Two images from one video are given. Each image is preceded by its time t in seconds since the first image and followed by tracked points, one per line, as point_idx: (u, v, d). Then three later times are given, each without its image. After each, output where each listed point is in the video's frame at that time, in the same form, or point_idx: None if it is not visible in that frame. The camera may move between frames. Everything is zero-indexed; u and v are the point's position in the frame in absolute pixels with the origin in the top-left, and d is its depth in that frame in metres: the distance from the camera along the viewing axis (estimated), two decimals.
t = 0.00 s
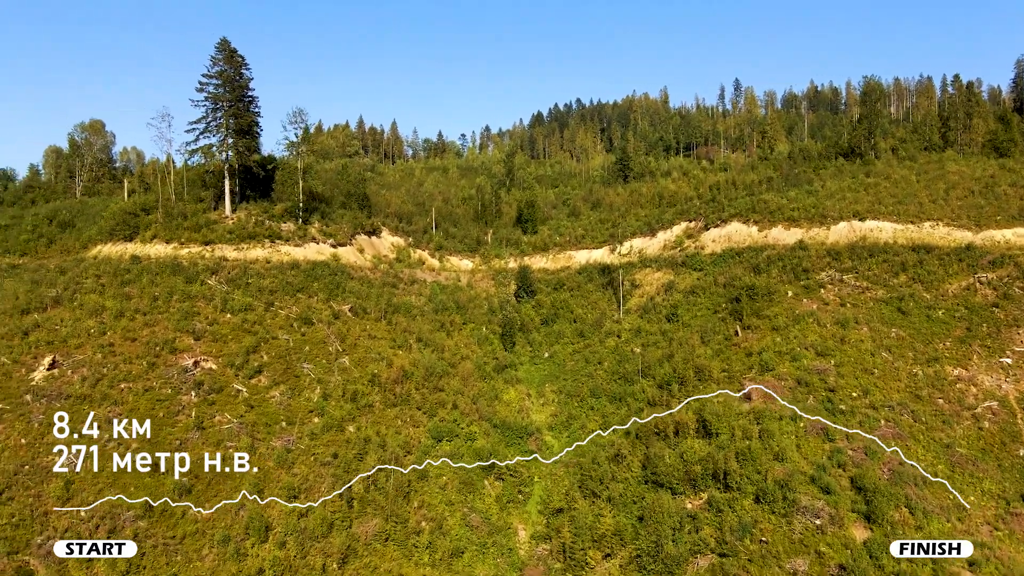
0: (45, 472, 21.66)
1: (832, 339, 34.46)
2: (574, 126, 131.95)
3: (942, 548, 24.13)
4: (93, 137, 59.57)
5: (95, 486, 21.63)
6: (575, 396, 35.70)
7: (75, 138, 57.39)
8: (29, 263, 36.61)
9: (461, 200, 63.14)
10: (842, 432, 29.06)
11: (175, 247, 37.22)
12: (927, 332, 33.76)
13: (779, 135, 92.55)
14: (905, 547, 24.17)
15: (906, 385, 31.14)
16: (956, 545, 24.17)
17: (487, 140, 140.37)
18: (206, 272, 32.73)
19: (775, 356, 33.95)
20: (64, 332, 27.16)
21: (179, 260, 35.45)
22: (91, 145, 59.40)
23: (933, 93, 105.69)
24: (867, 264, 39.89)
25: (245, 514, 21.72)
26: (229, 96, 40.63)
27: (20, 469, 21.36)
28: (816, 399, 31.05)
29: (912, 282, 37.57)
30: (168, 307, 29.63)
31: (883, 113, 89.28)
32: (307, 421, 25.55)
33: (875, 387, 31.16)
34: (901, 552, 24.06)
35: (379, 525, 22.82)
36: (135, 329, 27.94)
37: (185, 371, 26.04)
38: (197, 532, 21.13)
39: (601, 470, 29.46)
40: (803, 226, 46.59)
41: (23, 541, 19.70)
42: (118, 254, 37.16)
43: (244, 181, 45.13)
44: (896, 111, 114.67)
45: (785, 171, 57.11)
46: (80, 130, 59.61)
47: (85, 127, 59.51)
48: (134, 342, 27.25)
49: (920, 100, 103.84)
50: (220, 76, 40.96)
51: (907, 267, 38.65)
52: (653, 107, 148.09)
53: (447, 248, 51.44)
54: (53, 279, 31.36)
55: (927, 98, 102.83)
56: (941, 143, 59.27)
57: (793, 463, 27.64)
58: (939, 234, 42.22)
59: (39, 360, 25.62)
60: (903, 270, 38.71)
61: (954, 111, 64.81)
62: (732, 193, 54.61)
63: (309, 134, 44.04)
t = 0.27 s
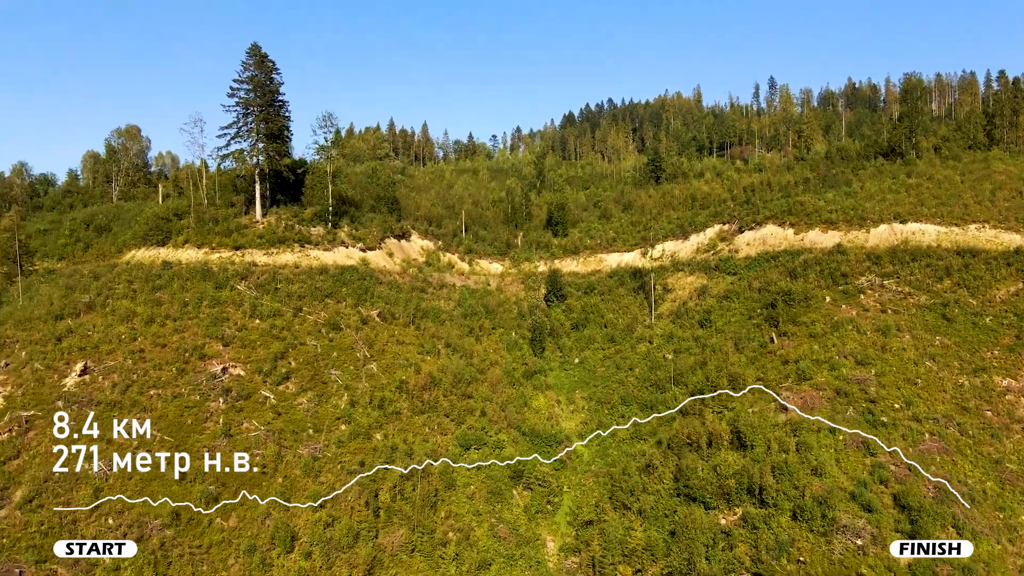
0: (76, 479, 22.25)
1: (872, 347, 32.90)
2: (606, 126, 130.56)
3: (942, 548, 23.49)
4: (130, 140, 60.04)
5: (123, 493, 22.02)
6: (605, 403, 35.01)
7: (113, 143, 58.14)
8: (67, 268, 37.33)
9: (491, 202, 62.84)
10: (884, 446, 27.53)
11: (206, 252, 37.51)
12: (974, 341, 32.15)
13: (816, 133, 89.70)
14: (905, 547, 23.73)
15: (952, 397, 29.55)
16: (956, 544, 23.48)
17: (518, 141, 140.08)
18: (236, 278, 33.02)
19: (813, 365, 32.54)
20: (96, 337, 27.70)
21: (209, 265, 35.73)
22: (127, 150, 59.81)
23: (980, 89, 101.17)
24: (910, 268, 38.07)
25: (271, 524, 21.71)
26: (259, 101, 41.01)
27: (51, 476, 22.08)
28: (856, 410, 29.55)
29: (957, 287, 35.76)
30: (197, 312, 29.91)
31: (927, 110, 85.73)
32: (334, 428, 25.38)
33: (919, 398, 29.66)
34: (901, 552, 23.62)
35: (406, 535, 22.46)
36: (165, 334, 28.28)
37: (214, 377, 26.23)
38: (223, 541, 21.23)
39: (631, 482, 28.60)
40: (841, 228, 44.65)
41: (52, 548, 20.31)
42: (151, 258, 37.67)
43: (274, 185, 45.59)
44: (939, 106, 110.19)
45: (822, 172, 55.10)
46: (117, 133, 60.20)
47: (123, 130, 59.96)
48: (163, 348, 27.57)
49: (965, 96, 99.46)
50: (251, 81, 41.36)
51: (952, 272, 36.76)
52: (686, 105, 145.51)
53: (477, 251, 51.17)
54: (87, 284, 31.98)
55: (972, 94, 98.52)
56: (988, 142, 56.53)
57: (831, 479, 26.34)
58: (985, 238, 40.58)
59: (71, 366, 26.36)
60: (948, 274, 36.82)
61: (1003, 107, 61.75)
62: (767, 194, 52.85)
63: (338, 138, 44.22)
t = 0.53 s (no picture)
0: (101, 486, 21.89)
1: (912, 355, 31.34)
2: (635, 126, 128.93)
3: (942, 548, 22.85)
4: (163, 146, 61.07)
5: (148, 501, 21.61)
6: (634, 410, 34.25)
7: (146, 149, 59.22)
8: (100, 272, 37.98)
9: (519, 205, 62.47)
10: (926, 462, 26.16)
11: (233, 257, 37.83)
12: (1021, 350, 30.42)
13: (852, 132, 86.84)
14: (905, 547, 23.03)
15: (997, 410, 27.94)
16: (956, 544, 22.79)
17: (546, 142, 139.39)
18: (262, 283, 33.17)
19: (850, 374, 31.12)
20: (124, 344, 27.83)
21: (236, 270, 36.02)
22: (160, 155, 60.82)
23: None
24: (951, 273, 36.19)
25: (294, 534, 21.29)
26: (287, 105, 41.33)
27: (77, 484, 21.88)
28: (895, 422, 28.13)
29: (1002, 293, 33.91)
30: (224, 318, 29.94)
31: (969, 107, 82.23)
32: (358, 436, 25.09)
33: (962, 411, 28.14)
34: (901, 552, 22.90)
35: (430, 546, 22.07)
36: (192, 340, 28.24)
37: (239, 384, 25.95)
38: (246, 551, 20.90)
39: (660, 494, 27.76)
40: (879, 231, 42.75)
41: (76, 558, 20.03)
42: (181, 263, 38.16)
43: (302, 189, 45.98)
44: (981, 103, 105.81)
45: (858, 172, 53.11)
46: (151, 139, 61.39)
47: (156, 136, 61.07)
48: (190, 354, 27.50)
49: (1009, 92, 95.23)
50: (279, 86, 41.70)
51: (996, 278, 34.84)
52: (717, 104, 142.78)
53: (505, 254, 50.84)
54: (117, 291, 32.40)
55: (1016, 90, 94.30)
56: None
57: (870, 496, 25.05)
58: None
59: (99, 372, 26.37)
60: (991, 280, 34.92)
61: None
62: (801, 196, 51.04)
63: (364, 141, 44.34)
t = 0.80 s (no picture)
0: (117, 495, 21.79)
1: (945, 365, 30.09)
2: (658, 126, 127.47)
3: (942, 548, 22.78)
4: (185, 149, 61.67)
5: (164, 511, 21.40)
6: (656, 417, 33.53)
7: (169, 153, 59.87)
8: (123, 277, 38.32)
9: (540, 207, 62.00)
10: (959, 478, 25.10)
11: (253, 261, 37.65)
12: None
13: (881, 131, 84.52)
14: (905, 547, 22.90)
15: None
16: (956, 544, 22.75)
17: (568, 143, 138.55)
18: (280, 288, 32.86)
19: (880, 384, 29.95)
20: (142, 349, 27.80)
21: (255, 275, 35.85)
22: (182, 158, 61.18)
23: None
24: (986, 278, 34.69)
25: (308, 546, 20.87)
26: (307, 109, 41.41)
27: (93, 492, 21.80)
28: (926, 435, 27.12)
29: None
30: (242, 324, 29.85)
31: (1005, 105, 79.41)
32: (375, 445, 24.86)
33: (999, 423, 26.90)
34: (901, 552, 22.81)
35: (446, 558, 21.72)
36: (209, 346, 28.19)
37: (256, 392, 25.84)
38: (260, 563, 20.49)
39: (681, 506, 27.05)
40: (909, 234, 41.11)
41: (91, 568, 19.81)
42: (201, 267, 38.05)
43: (322, 193, 46.13)
44: (1016, 99, 102.27)
45: (888, 173, 51.44)
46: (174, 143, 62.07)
47: (179, 139, 61.73)
48: (207, 360, 27.45)
49: None
50: (299, 89, 41.80)
51: None
52: (742, 103, 140.37)
53: (526, 257, 50.41)
54: (136, 295, 32.24)
55: None
56: None
57: (901, 514, 24.11)
58: None
59: (118, 379, 26.27)
60: None
61: None
62: (827, 197, 49.53)
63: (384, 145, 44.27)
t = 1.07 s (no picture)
0: (131, 504, 21.36)
1: (979, 374, 28.86)
2: (679, 126, 125.96)
3: (943, 548, 22.29)
4: (206, 153, 62.48)
5: (178, 521, 21.01)
6: (677, 425, 32.77)
7: (191, 156, 60.65)
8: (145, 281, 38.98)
9: (559, 209, 61.45)
10: (994, 494, 23.96)
11: (271, 266, 37.56)
12: None
13: (909, 130, 82.23)
14: (905, 547, 22.55)
15: None
16: (956, 544, 22.25)
17: (588, 143, 137.55)
18: (298, 293, 32.85)
19: (909, 395, 28.87)
20: (159, 355, 27.66)
21: (273, 280, 35.86)
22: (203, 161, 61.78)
23: None
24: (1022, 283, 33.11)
25: (322, 558, 20.43)
26: (325, 112, 41.44)
27: (107, 501, 21.31)
28: (959, 448, 26.01)
29: None
30: (258, 330, 29.80)
31: None
32: (391, 453, 24.55)
33: None
34: (900, 552, 22.48)
35: (462, 571, 21.29)
36: (226, 353, 28.06)
37: (272, 399, 25.71)
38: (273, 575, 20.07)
39: (703, 518, 26.38)
40: (939, 237, 39.46)
41: None
42: (220, 272, 38.18)
43: (340, 197, 46.22)
44: None
45: (917, 174, 49.84)
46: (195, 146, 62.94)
47: (200, 143, 62.60)
48: (223, 367, 27.32)
49: None
50: (317, 93, 41.86)
51: None
52: (765, 103, 138.06)
53: (545, 260, 49.89)
54: (154, 300, 32.12)
55: None
56: None
57: (933, 530, 22.91)
58: None
59: (133, 386, 25.96)
60: None
61: None
62: (853, 199, 48.12)
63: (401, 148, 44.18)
